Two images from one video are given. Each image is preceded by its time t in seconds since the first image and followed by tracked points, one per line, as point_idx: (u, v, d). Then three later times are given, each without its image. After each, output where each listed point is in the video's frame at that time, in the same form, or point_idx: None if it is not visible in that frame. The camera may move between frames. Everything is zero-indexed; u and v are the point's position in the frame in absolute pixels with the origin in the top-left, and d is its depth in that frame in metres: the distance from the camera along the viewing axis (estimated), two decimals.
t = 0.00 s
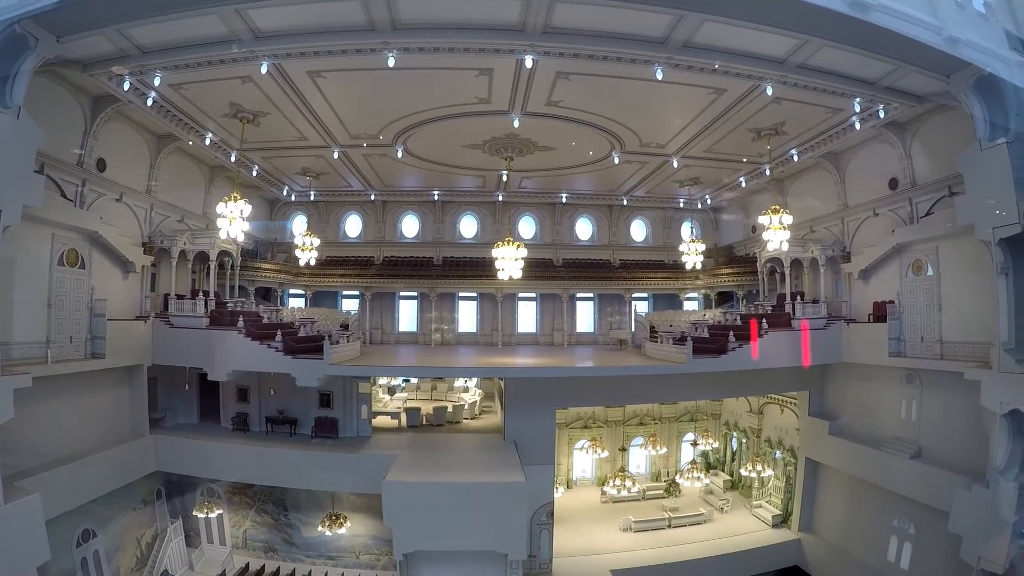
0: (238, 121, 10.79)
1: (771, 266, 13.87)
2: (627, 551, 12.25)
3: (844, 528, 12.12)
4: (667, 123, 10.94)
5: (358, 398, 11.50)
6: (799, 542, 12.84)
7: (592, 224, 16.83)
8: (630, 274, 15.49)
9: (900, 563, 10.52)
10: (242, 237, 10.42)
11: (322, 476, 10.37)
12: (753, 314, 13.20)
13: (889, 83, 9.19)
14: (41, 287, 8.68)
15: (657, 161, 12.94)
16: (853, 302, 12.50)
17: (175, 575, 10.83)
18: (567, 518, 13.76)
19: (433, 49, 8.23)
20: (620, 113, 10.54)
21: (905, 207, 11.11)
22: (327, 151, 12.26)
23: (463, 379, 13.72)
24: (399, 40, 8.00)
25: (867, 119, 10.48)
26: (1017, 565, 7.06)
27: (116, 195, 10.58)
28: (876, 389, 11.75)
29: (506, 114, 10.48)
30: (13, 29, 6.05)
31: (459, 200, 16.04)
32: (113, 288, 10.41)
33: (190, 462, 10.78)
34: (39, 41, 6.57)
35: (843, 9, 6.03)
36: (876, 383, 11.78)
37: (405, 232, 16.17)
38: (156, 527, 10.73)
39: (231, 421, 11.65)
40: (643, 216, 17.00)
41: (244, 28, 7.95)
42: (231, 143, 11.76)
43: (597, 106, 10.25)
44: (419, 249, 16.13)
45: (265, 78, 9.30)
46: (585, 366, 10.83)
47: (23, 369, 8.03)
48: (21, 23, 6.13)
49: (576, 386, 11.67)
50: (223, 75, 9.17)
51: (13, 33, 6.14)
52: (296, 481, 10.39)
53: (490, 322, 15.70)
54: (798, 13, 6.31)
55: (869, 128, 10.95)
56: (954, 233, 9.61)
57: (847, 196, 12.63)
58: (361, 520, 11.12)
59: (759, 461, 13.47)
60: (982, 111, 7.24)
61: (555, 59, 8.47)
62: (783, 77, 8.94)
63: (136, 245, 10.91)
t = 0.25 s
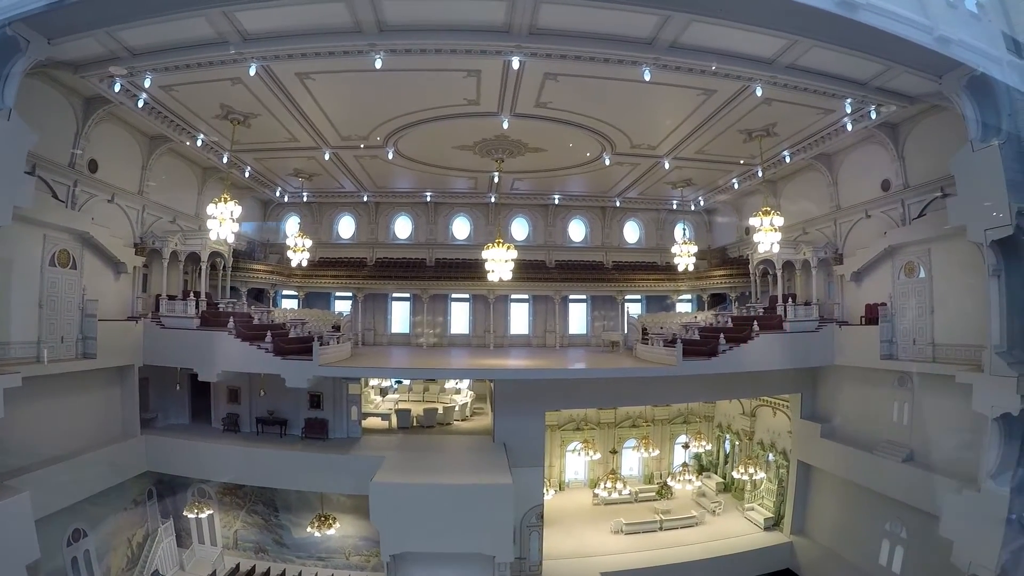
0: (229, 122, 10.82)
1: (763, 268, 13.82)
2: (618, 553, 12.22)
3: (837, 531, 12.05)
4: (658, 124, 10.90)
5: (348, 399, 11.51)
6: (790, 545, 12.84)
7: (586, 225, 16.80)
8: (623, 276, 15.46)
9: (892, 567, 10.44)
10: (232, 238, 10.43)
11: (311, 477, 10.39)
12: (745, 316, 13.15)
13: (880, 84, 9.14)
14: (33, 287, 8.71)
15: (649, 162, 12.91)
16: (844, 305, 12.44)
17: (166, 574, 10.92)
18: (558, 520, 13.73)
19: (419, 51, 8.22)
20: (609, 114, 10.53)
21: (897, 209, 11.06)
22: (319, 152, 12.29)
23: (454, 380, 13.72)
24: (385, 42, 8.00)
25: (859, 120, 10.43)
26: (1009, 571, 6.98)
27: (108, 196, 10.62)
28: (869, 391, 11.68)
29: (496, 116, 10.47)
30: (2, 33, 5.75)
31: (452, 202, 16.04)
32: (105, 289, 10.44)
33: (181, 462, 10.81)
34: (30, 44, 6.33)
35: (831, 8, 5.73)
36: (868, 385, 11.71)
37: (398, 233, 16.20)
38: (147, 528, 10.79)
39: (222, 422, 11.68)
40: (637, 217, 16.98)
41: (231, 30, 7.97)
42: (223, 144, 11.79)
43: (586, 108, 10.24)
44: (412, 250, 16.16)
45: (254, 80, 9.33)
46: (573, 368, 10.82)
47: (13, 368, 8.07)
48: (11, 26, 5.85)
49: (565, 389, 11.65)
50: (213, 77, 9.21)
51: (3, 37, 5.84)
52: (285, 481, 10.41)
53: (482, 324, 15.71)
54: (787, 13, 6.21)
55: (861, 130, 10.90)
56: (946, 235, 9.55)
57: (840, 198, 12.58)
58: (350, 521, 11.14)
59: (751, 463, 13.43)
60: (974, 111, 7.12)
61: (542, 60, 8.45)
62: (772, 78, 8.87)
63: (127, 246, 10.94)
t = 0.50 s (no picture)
0: (226, 120, 10.84)
1: (761, 269, 13.77)
2: (613, 554, 12.22)
3: (832, 535, 12.01)
4: (654, 125, 10.86)
5: (343, 397, 11.52)
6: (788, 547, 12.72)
7: (583, 225, 16.77)
8: (620, 276, 15.42)
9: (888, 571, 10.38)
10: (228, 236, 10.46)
11: (306, 474, 10.42)
12: (742, 317, 13.10)
13: (877, 85, 9.09)
14: (29, 283, 8.77)
15: (646, 163, 12.87)
16: (841, 307, 12.38)
17: (160, 571, 10.85)
18: (554, 521, 13.73)
19: (414, 50, 8.22)
20: (606, 115, 10.51)
21: (895, 212, 11.00)
22: (316, 151, 12.30)
23: (451, 380, 13.73)
24: (379, 42, 8.01)
25: (856, 122, 10.39)
26: None
27: (105, 193, 10.66)
28: (865, 394, 11.62)
29: (492, 115, 10.46)
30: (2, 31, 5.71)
31: (449, 201, 16.05)
32: (101, 286, 10.48)
33: (176, 459, 10.84)
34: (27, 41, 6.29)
35: (827, 9, 5.44)
36: (864, 388, 11.65)
37: (396, 232, 16.21)
38: (142, 524, 10.80)
39: (217, 419, 11.72)
40: (635, 218, 16.94)
41: (227, 29, 8.00)
42: (220, 142, 11.83)
43: (582, 108, 10.21)
44: (410, 249, 16.17)
45: (250, 79, 9.36)
46: (568, 368, 10.81)
47: (9, 364, 8.11)
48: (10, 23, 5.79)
49: (560, 389, 11.63)
50: (209, 75, 9.24)
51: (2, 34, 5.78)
52: (280, 479, 10.45)
53: (479, 323, 15.72)
54: (782, 14, 6.15)
55: (859, 132, 10.84)
56: (943, 238, 9.49)
57: (837, 200, 12.53)
58: (345, 519, 11.17)
59: (747, 466, 13.39)
60: (973, 114, 7.14)
61: (537, 60, 8.42)
62: (769, 79, 8.82)
63: (124, 243, 10.98)
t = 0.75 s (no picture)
0: (230, 115, 10.94)
1: (768, 264, 13.60)
2: (616, 549, 12.17)
3: (836, 533, 11.86)
4: (657, 117, 10.75)
5: (346, 390, 11.55)
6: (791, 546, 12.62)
7: (590, 219, 16.67)
8: (627, 270, 15.30)
9: (892, 571, 10.22)
10: (232, 229, 10.55)
11: (308, 466, 10.51)
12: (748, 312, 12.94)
13: (884, 76, 8.91)
14: (36, 276, 8.94)
15: (652, 156, 12.74)
16: (849, 303, 12.17)
17: (166, 559, 10.91)
18: (559, 515, 13.69)
19: (412, 43, 8.22)
20: (609, 107, 10.40)
21: (905, 205, 10.78)
22: (320, 144, 12.36)
23: (456, 373, 13.73)
24: (377, 35, 8.03)
25: (864, 114, 10.19)
26: None
27: (111, 187, 10.82)
28: (872, 391, 11.42)
29: (493, 108, 10.41)
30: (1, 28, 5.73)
31: (455, 194, 16.02)
32: (108, 278, 10.64)
33: (181, 449, 11.01)
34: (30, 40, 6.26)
35: None
36: (871, 385, 11.45)
37: (403, 225, 16.25)
38: (148, 513, 10.94)
39: (223, 410, 11.86)
40: (642, 212, 16.80)
41: (226, 25, 8.05)
42: (225, 137, 11.93)
43: (585, 100, 10.13)
44: (416, 243, 16.19)
45: (252, 73, 9.42)
46: (572, 362, 10.74)
47: (15, 355, 8.28)
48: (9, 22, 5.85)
49: (564, 384, 11.59)
50: (212, 70, 9.32)
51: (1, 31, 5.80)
52: (283, 470, 10.57)
53: (486, 317, 15.65)
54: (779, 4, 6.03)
55: (867, 124, 10.64)
56: (952, 233, 9.28)
57: (846, 194, 12.30)
58: (347, 511, 11.26)
59: (753, 463, 13.25)
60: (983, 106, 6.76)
61: (536, 52, 8.37)
62: (772, 69, 8.67)
63: (131, 237, 11.14)
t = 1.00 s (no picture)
0: (235, 110, 10.98)
1: (773, 266, 13.50)
2: (613, 551, 12.14)
3: (835, 539, 11.78)
4: (662, 117, 10.70)
5: (347, 385, 11.59)
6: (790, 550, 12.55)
7: (595, 218, 16.60)
8: (631, 270, 15.24)
9: None
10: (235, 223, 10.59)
11: (306, 461, 10.55)
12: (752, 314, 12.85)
13: (892, 78, 8.82)
14: (40, 267, 9.02)
15: (657, 155, 12.67)
16: (853, 307, 12.06)
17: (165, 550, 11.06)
18: (558, 515, 13.65)
19: (415, 40, 8.24)
20: (613, 106, 10.36)
21: (911, 210, 10.66)
22: (324, 140, 12.39)
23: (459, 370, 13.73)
24: (381, 31, 8.04)
25: (871, 116, 10.09)
26: None
27: (117, 180, 10.90)
28: (875, 397, 11.32)
29: (497, 106, 10.39)
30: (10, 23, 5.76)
31: (460, 192, 16.02)
32: (112, 271, 10.73)
33: (182, 441, 11.08)
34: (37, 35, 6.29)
35: None
36: (874, 390, 11.35)
37: (408, 222, 16.28)
38: (148, 504, 11.09)
39: (224, 403, 11.93)
40: (648, 212, 16.72)
41: (230, 21, 8.10)
42: (231, 132, 11.99)
43: (590, 99, 10.09)
44: (421, 239, 16.20)
45: (256, 68, 9.46)
46: (573, 362, 10.71)
47: (18, 345, 8.37)
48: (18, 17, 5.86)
49: (564, 383, 11.56)
50: (217, 65, 9.37)
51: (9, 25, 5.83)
52: (282, 464, 10.62)
53: (489, 314, 15.61)
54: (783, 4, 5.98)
55: (874, 127, 10.53)
56: (958, 238, 9.18)
57: (852, 197, 12.19)
58: (345, 506, 11.30)
59: (753, 466, 13.18)
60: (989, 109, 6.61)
61: (540, 49, 8.34)
62: (777, 69, 8.59)
63: (135, 229, 11.22)
